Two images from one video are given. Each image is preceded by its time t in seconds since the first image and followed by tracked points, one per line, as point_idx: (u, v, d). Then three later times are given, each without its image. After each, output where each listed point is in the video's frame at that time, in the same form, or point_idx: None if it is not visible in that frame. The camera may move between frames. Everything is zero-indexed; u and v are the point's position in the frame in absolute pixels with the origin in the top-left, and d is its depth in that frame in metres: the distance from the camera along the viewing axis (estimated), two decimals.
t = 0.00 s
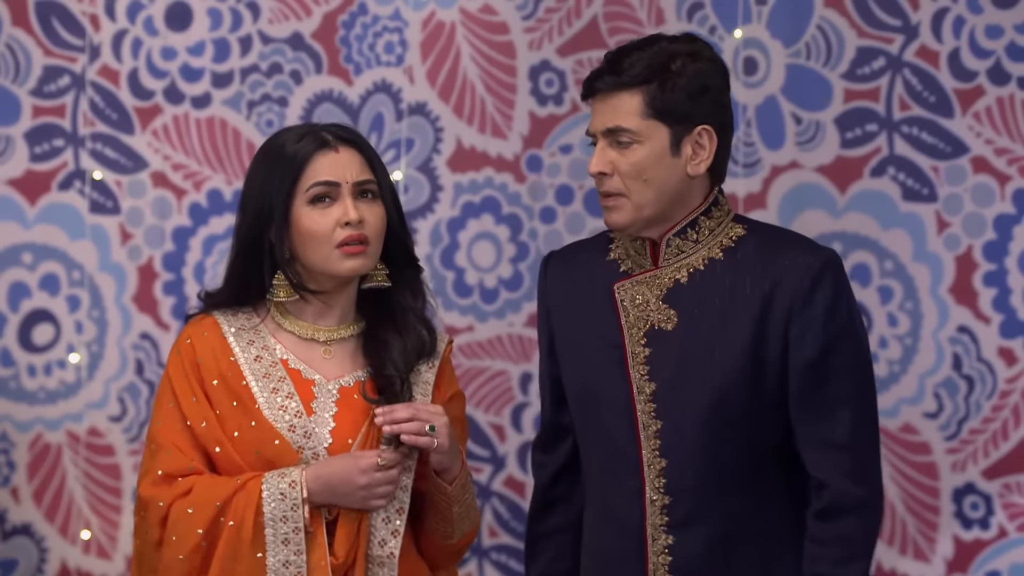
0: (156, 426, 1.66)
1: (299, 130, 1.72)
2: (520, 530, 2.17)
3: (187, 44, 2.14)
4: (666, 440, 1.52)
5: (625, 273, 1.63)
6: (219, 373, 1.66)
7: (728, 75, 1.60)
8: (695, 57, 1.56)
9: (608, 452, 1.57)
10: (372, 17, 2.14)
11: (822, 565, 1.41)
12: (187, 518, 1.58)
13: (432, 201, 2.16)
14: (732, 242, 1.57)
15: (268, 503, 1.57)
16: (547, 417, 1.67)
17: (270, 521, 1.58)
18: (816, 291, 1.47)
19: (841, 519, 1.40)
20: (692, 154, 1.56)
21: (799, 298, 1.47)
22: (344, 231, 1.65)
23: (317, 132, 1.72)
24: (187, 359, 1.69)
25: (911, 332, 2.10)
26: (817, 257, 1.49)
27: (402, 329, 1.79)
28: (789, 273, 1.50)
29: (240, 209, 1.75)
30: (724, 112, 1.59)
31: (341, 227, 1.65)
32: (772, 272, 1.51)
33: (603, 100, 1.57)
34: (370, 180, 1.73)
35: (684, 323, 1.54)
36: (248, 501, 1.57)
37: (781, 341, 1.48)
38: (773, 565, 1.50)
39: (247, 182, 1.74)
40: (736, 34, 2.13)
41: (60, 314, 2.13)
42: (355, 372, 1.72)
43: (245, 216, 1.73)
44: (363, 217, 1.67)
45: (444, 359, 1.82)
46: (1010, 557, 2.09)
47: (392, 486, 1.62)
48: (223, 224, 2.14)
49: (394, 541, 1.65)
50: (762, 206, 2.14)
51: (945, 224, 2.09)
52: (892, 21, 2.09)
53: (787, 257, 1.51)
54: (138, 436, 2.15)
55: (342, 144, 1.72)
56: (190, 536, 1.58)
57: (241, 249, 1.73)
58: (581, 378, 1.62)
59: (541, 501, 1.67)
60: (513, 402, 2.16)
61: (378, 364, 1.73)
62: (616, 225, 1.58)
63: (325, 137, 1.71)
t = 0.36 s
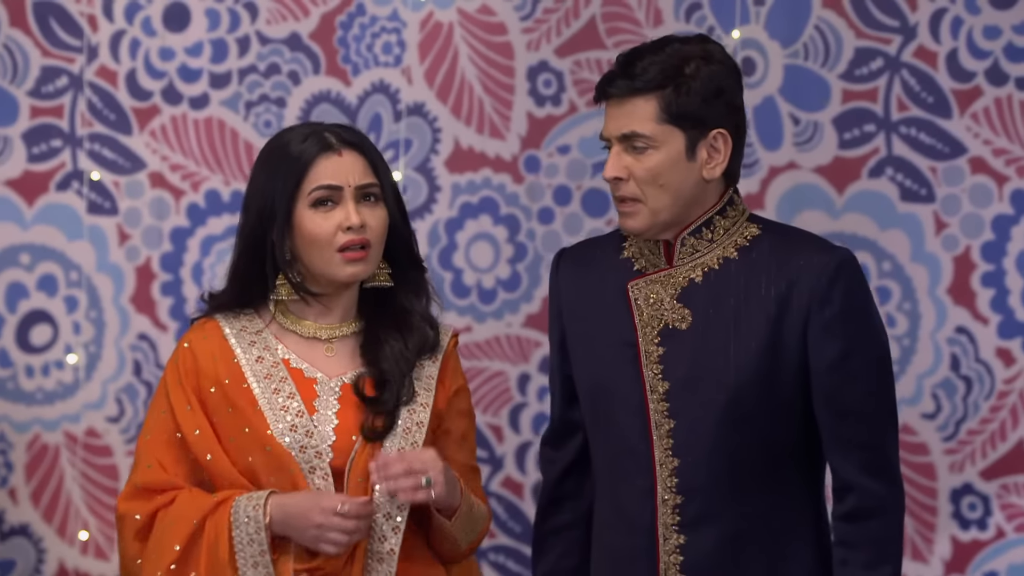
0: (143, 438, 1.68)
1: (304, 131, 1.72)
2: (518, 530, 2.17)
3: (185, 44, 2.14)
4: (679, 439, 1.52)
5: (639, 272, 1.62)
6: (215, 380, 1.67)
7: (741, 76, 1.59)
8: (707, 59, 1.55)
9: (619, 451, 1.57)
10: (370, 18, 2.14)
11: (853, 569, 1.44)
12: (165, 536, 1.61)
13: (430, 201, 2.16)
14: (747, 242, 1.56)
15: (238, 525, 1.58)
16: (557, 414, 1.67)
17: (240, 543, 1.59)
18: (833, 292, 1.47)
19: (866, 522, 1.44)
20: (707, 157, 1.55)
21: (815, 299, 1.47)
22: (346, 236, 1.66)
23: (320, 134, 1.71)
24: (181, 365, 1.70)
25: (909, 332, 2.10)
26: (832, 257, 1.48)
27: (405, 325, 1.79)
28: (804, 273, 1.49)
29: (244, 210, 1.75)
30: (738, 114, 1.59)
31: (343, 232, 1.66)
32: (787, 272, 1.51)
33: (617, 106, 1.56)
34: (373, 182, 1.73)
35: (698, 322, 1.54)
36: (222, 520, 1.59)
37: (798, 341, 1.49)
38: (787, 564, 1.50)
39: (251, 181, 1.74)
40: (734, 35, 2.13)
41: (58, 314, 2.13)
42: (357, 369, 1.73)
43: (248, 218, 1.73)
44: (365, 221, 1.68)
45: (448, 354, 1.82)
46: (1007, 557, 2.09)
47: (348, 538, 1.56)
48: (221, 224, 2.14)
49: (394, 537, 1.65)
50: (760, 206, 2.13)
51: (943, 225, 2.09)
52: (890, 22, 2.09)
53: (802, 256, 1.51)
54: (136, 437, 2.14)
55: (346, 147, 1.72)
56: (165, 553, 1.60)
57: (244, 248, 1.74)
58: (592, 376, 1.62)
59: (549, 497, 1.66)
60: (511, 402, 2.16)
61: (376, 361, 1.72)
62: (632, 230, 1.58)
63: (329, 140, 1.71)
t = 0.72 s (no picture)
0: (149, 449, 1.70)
1: (312, 131, 1.71)
2: (511, 531, 2.18)
3: (177, 44, 2.14)
4: (687, 444, 1.52)
5: (644, 275, 1.62)
6: (230, 384, 1.67)
7: (747, 77, 1.58)
8: (714, 61, 1.54)
9: (626, 455, 1.57)
10: (362, 18, 2.14)
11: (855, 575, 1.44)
12: (167, 547, 1.62)
13: (422, 201, 2.16)
14: (752, 246, 1.57)
15: (235, 538, 1.58)
16: (559, 415, 1.66)
17: (235, 554, 1.59)
18: (840, 298, 1.47)
19: (869, 528, 1.44)
20: (715, 161, 1.56)
21: (823, 304, 1.48)
22: (350, 241, 1.66)
23: (329, 135, 1.70)
24: (196, 372, 1.70)
25: (901, 332, 2.11)
26: (840, 262, 1.49)
27: (420, 319, 1.81)
28: (812, 278, 1.50)
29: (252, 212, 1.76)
30: (745, 116, 1.59)
31: (348, 236, 1.66)
32: (795, 277, 1.51)
33: (623, 109, 1.56)
34: (379, 183, 1.72)
35: (705, 328, 1.54)
36: (221, 533, 1.59)
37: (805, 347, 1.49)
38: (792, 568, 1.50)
39: (259, 182, 1.75)
40: (726, 35, 2.13)
41: (50, 315, 2.13)
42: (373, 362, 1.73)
43: (257, 219, 1.73)
44: (370, 226, 1.67)
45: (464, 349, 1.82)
46: (998, 557, 2.09)
47: (342, 549, 1.55)
48: (212, 224, 2.14)
49: (408, 522, 1.63)
50: (752, 206, 2.14)
51: (934, 225, 2.10)
52: (882, 22, 2.09)
53: (809, 261, 1.51)
54: (127, 438, 2.14)
55: (355, 150, 1.71)
56: (166, 564, 1.62)
57: (253, 251, 1.75)
58: (597, 380, 1.61)
59: (551, 499, 1.66)
60: (503, 403, 2.16)
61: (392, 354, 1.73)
62: (639, 232, 1.57)
63: (337, 141, 1.70)
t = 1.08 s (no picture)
0: (163, 449, 1.71)
1: (329, 130, 1.73)
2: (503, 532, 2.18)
3: (168, 46, 2.14)
4: (683, 448, 1.52)
5: (640, 279, 1.62)
6: (245, 386, 1.67)
7: (742, 80, 1.59)
8: (709, 64, 1.55)
9: (622, 459, 1.57)
10: (353, 19, 2.14)
11: None
12: (184, 548, 1.63)
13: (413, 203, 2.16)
14: (748, 249, 1.57)
15: (252, 538, 1.59)
16: (557, 416, 1.66)
17: (251, 556, 1.60)
18: (836, 301, 1.48)
19: (863, 532, 1.44)
20: (709, 163, 1.56)
21: (819, 308, 1.48)
22: (370, 236, 1.66)
23: (347, 134, 1.72)
24: (211, 375, 1.71)
25: (891, 334, 2.11)
26: (836, 265, 1.49)
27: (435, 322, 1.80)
28: (808, 281, 1.50)
29: (269, 215, 1.76)
30: (740, 119, 1.59)
31: (367, 231, 1.66)
32: (791, 281, 1.52)
33: (618, 112, 1.56)
34: (398, 180, 1.73)
35: (701, 331, 1.54)
36: (237, 534, 1.60)
37: (801, 350, 1.49)
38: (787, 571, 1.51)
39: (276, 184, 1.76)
40: (717, 36, 2.13)
41: (40, 316, 2.13)
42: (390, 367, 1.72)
43: (276, 221, 1.74)
44: (389, 222, 1.68)
45: (479, 354, 1.81)
46: (988, 559, 2.09)
47: (355, 548, 1.55)
48: (203, 226, 2.14)
49: (414, 527, 1.64)
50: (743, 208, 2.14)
51: (925, 227, 2.10)
52: (872, 23, 2.10)
53: (805, 265, 1.52)
54: (118, 439, 2.14)
55: (373, 147, 1.73)
56: (184, 565, 1.63)
57: (270, 254, 1.75)
58: (594, 384, 1.61)
59: (548, 499, 1.66)
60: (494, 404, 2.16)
61: (410, 357, 1.72)
62: (634, 234, 1.57)
63: (355, 139, 1.71)
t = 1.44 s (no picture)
0: (154, 445, 1.71)
1: (331, 135, 1.73)
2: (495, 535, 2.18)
3: (159, 48, 2.14)
4: (675, 450, 1.52)
5: (631, 280, 1.62)
6: (238, 385, 1.68)
7: (736, 85, 1.58)
8: (703, 67, 1.54)
9: (614, 461, 1.57)
10: (345, 22, 2.14)
11: None
12: (175, 544, 1.62)
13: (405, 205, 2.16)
14: (740, 251, 1.57)
15: (244, 535, 1.59)
16: (548, 418, 1.67)
17: (244, 552, 1.59)
18: (827, 303, 1.47)
19: (854, 535, 1.44)
20: (700, 167, 1.56)
21: (810, 310, 1.48)
22: (372, 241, 1.66)
23: (349, 139, 1.72)
24: (203, 371, 1.71)
25: (883, 336, 2.11)
26: (827, 268, 1.49)
27: (434, 330, 1.80)
28: (799, 283, 1.50)
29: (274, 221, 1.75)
30: (733, 123, 1.58)
31: (369, 236, 1.66)
32: (782, 283, 1.51)
33: (610, 113, 1.56)
34: (400, 186, 1.73)
35: (692, 333, 1.54)
36: (229, 531, 1.60)
37: (792, 353, 1.49)
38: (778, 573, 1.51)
39: (279, 190, 1.76)
40: (709, 39, 2.13)
41: (31, 319, 2.13)
42: (384, 376, 1.73)
43: (280, 227, 1.73)
44: (391, 227, 1.68)
45: (474, 366, 1.82)
46: (980, 561, 2.09)
47: (349, 551, 1.55)
48: (195, 228, 2.14)
49: (408, 539, 1.64)
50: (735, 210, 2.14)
51: (916, 229, 2.10)
52: (864, 26, 2.10)
53: (796, 267, 1.52)
54: (109, 442, 2.14)
55: (374, 151, 1.72)
56: (174, 562, 1.62)
57: (277, 259, 1.74)
58: (586, 385, 1.61)
59: (540, 500, 1.67)
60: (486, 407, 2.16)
61: (407, 365, 1.73)
62: (623, 236, 1.57)
63: (358, 144, 1.71)
